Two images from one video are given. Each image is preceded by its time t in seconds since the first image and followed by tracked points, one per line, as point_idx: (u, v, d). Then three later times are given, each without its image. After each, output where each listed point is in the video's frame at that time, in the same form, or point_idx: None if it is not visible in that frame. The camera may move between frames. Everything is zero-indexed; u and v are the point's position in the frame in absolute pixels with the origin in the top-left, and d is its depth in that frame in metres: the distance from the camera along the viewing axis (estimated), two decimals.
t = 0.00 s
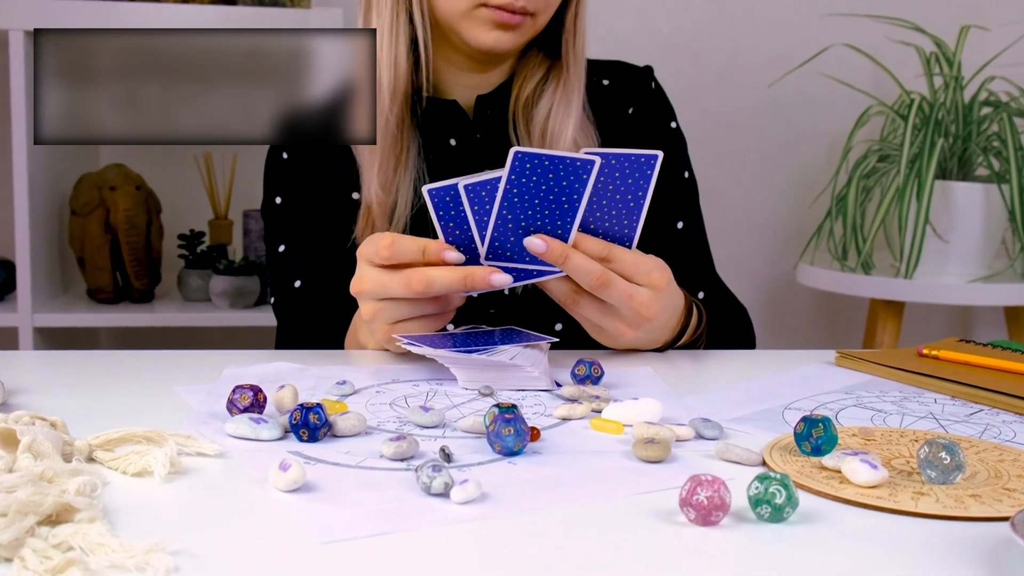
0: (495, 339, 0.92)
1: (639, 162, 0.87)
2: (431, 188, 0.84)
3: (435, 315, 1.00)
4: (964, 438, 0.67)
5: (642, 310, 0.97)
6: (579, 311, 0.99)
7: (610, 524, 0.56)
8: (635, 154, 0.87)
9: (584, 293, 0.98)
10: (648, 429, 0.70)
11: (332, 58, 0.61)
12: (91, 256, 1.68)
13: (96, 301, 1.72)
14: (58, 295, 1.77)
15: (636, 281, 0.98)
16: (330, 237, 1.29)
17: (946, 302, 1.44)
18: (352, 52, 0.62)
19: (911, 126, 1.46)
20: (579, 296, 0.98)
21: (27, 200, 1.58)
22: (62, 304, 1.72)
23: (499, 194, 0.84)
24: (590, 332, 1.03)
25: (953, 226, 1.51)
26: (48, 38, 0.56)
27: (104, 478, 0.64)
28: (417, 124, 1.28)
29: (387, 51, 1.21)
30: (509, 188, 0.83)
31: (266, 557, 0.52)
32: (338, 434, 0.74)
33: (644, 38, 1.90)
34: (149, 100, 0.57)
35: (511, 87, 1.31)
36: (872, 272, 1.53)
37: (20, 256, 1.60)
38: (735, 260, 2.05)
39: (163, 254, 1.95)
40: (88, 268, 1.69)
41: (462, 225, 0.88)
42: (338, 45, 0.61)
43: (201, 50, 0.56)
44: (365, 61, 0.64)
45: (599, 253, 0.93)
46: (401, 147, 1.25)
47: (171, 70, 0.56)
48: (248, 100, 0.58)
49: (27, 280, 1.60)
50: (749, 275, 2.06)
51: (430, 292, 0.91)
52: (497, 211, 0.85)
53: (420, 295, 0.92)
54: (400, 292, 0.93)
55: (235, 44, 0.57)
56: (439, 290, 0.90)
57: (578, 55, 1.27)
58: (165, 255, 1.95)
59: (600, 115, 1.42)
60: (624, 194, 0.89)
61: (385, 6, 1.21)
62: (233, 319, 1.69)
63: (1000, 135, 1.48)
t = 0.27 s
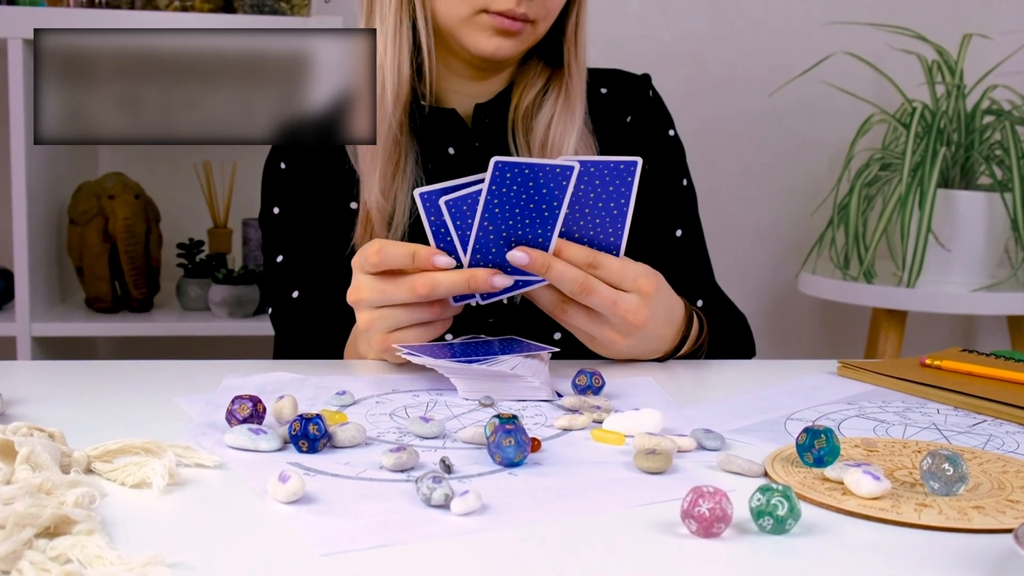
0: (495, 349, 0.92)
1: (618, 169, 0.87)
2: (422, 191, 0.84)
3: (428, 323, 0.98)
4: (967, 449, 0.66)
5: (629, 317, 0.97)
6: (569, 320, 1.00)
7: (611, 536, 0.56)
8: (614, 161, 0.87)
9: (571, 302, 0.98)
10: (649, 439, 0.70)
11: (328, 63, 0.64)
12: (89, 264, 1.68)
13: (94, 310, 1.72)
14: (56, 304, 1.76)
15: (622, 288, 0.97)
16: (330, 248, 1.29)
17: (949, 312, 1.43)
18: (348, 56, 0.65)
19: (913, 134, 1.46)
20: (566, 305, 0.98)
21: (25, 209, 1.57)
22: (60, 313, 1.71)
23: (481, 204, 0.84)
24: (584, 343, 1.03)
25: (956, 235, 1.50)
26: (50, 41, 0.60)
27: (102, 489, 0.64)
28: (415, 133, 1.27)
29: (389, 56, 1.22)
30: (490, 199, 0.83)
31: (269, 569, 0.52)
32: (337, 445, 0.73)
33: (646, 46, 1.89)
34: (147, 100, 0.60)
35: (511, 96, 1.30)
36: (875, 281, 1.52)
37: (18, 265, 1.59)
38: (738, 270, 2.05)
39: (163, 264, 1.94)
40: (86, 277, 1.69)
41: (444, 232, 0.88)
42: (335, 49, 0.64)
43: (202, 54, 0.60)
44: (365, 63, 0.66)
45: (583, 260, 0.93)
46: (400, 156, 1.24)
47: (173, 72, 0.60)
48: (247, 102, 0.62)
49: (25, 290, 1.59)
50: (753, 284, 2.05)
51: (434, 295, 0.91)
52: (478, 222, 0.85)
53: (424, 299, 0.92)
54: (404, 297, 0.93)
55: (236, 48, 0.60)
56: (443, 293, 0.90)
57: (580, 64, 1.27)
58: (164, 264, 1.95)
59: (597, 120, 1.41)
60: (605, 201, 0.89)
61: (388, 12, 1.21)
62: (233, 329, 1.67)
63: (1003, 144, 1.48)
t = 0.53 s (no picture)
0: (495, 356, 0.91)
1: (621, 176, 0.87)
2: (422, 195, 0.83)
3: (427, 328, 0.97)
4: (970, 457, 0.66)
5: (628, 323, 0.97)
6: (568, 326, 0.99)
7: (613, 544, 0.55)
8: (617, 168, 0.87)
9: (570, 308, 0.98)
10: (651, 446, 0.70)
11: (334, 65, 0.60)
12: (88, 271, 1.67)
13: (94, 317, 1.70)
14: (54, 311, 1.75)
15: (621, 293, 0.97)
16: (330, 255, 1.28)
17: (952, 318, 1.42)
18: (352, 58, 0.61)
19: (915, 140, 1.45)
20: (565, 311, 0.98)
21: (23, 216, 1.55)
22: (59, 320, 1.70)
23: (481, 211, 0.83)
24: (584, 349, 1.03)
25: (958, 241, 1.50)
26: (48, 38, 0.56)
27: (101, 497, 0.64)
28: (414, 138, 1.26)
29: (389, 61, 1.20)
30: (489, 205, 0.82)
31: None
32: (338, 452, 0.73)
33: (647, 52, 1.88)
34: (146, 101, 0.56)
35: (510, 102, 1.30)
36: (877, 287, 1.52)
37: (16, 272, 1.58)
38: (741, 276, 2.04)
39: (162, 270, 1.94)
40: (85, 283, 1.68)
41: (442, 235, 0.87)
42: (340, 51, 0.60)
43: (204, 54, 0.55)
44: (368, 67, 0.62)
45: (583, 264, 0.93)
46: (399, 161, 1.24)
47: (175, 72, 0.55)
48: (252, 104, 0.57)
49: (24, 296, 1.58)
50: (755, 291, 2.05)
51: (429, 298, 0.91)
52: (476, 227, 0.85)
53: (419, 301, 0.92)
54: (399, 300, 0.93)
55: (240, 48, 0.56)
56: (439, 295, 0.90)
57: (580, 70, 1.27)
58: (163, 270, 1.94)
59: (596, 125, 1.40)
60: (607, 208, 0.89)
61: (388, 15, 1.20)
62: (232, 335, 1.67)
63: (1005, 149, 1.47)
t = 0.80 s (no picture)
0: (496, 363, 0.91)
1: (625, 185, 0.87)
2: (429, 199, 0.84)
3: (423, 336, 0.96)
4: (973, 465, 0.65)
5: (630, 330, 0.96)
6: (569, 335, 0.99)
7: (614, 553, 0.55)
8: (621, 177, 0.87)
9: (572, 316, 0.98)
10: (652, 455, 0.69)
11: (336, 65, 0.57)
12: (86, 277, 1.66)
13: (92, 323, 1.70)
14: (52, 317, 1.74)
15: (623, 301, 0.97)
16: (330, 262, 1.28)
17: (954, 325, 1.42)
18: (353, 58, 0.57)
19: (917, 146, 1.44)
20: (567, 320, 0.98)
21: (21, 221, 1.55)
22: (57, 325, 1.69)
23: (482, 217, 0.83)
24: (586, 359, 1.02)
25: (961, 247, 1.49)
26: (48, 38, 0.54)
27: (100, 506, 0.63)
28: (412, 144, 1.26)
29: (389, 65, 1.20)
30: (490, 212, 0.83)
31: None
32: (337, 460, 0.72)
33: (648, 57, 1.87)
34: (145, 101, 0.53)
35: (509, 107, 1.29)
36: (879, 294, 1.50)
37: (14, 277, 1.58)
38: (744, 283, 2.03)
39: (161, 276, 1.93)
40: (84, 289, 1.67)
41: (445, 241, 0.87)
42: (341, 50, 0.57)
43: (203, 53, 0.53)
44: (368, 68, 0.59)
45: (586, 271, 0.93)
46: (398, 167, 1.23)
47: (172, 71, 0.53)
48: (251, 103, 0.54)
49: (22, 302, 1.58)
50: (758, 297, 2.04)
51: (428, 303, 0.91)
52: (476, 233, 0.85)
53: (417, 306, 0.92)
54: (398, 305, 0.93)
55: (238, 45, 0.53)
56: (437, 301, 0.90)
57: (579, 75, 1.27)
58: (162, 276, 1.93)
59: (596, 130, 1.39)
60: (609, 216, 0.88)
61: (387, 19, 1.20)
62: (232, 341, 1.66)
63: (1008, 155, 1.47)
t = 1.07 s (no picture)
0: (497, 370, 0.90)
1: (633, 191, 0.87)
2: (429, 203, 0.82)
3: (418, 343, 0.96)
4: (976, 473, 0.64)
5: (634, 337, 0.96)
6: (573, 343, 0.99)
7: (614, 563, 0.55)
8: (629, 183, 0.87)
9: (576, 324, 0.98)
10: (654, 463, 0.69)
11: (338, 66, 0.56)
12: (85, 282, 1.64)
13: (91, 328, 1.68)
14: (51, 322, 1.73)
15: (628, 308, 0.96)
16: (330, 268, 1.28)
17: (957, 331, 1.41)
18: (354, 61, 0.57)
19: (919, 151, 1.44)
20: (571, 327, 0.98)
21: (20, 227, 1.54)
22: (56, 331, 1.68)
23: (479, 223, 0.83)
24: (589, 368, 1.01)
25: (964, 253, 1.49)
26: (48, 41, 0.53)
27: (98, 514, 0.63)
28: (411, 150, 1.26)
29: (388, 71, 1.20)
30: (485, 218, 0.82)
31: None
32: (337, 468, 0.72)
33: (649, 62, 1.87)
34: (145, 99, 0.53)
35: (509, 112, 1.29)
36: (882, 299, 1.50)
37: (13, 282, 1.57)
38: (746, 289, 2.02)
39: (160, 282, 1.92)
40: (82, 294, 1.65)
41: (443, 245, 0.86)
42: (341, 51, 0.56)
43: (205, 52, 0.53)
44: (368, 70, 0.58)
45: (593, 277, 0.92)
46: (398, 173, 1.23)
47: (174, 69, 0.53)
48: (252, 103, 0.54)
49: (20, 307, 1.57)
50: (761, 303, 2.03)
51: (423, 307, 0.91)
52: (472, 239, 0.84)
53: (413, 310, 0.92)
54: (393, 310, 0.92)
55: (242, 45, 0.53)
56: (432, 305, 0.90)
57: (579, 80, 1.27)
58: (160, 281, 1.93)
59: (596, 136, 1.39)
60: (616, 223, 0.89)
61: (386, 24, 1.20)
62: (232, 346, 1.65)
63: (1011, 161, 1.46)
